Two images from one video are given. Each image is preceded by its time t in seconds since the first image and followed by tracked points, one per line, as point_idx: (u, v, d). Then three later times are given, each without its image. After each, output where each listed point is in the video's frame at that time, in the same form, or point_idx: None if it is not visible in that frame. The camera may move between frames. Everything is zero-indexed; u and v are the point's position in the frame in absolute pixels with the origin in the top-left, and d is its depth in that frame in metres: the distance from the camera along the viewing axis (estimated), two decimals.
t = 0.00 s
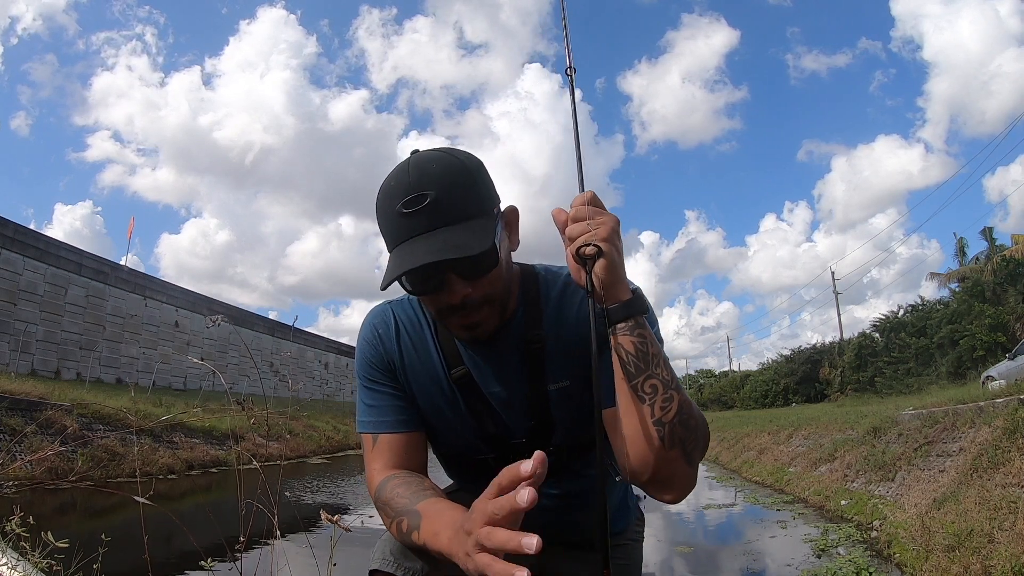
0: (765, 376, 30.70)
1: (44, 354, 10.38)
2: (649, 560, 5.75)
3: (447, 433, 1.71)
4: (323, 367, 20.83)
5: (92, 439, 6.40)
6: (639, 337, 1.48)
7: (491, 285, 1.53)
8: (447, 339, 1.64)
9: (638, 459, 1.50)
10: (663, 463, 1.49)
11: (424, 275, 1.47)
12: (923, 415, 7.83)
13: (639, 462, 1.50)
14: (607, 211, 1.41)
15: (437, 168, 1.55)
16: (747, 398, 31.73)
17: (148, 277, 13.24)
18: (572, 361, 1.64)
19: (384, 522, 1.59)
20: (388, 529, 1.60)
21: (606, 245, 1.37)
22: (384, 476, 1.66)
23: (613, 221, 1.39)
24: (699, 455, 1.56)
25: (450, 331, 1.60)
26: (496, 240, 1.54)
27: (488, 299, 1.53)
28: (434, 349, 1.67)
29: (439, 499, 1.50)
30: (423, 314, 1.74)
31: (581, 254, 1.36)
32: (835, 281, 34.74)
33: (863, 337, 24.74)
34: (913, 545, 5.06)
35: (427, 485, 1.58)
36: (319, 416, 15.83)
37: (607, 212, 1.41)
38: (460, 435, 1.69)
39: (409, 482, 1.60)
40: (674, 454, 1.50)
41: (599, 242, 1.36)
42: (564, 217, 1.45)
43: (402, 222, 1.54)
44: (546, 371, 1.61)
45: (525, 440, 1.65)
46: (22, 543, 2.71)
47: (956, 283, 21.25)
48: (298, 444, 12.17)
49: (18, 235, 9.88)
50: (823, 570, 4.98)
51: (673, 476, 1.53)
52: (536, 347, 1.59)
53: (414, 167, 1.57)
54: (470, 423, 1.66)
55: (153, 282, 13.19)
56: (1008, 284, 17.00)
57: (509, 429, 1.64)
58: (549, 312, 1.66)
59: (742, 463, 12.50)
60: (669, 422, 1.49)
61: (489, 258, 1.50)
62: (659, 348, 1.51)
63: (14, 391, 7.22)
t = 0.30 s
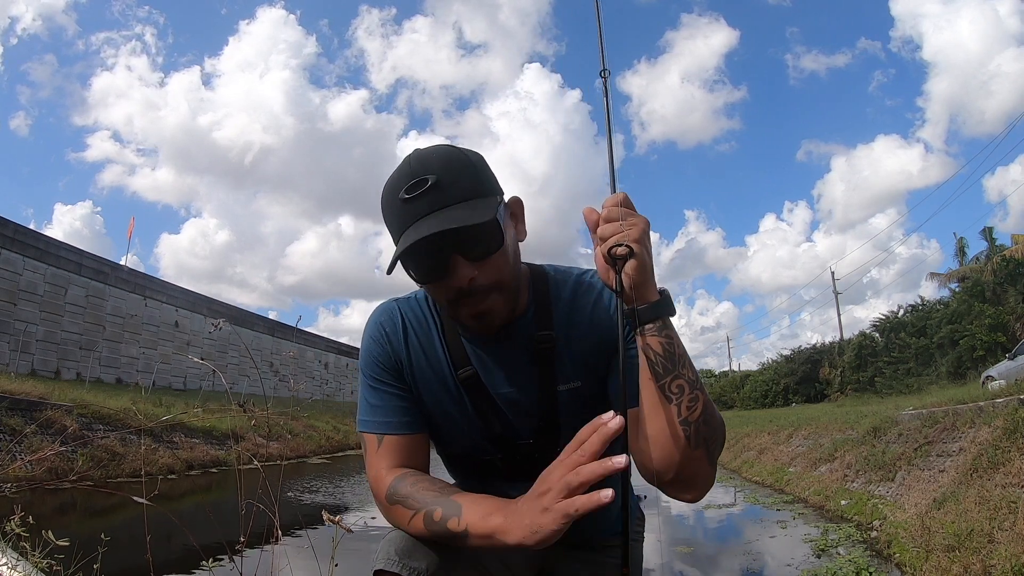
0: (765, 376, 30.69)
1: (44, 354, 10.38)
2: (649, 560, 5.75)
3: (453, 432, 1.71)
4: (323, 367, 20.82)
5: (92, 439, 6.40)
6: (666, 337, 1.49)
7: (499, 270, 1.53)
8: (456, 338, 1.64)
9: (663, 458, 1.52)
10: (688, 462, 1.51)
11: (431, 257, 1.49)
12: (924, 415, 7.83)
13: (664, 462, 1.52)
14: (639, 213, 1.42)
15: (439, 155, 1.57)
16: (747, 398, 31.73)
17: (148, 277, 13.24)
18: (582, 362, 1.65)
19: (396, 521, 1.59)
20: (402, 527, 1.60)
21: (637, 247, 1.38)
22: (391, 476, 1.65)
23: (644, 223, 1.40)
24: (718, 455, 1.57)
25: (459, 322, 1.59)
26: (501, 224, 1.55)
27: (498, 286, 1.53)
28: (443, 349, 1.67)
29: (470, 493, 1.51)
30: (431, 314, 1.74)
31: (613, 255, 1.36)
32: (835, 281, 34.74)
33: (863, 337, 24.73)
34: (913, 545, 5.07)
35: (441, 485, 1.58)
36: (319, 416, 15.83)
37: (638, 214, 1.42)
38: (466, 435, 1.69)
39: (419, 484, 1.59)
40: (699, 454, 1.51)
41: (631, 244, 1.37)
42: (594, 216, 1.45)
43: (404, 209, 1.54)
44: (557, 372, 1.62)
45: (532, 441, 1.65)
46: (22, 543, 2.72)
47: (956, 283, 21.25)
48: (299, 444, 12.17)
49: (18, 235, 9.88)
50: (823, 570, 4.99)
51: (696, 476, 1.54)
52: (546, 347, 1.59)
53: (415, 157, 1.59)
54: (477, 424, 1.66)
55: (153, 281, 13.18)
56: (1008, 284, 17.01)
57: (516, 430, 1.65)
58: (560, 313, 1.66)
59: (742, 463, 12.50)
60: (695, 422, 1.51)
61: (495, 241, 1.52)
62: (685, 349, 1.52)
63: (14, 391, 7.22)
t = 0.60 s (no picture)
0: (765, 376, 30.69)
1: (44, 354, 10.37)
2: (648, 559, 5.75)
3: (462, 429, 1.71)
4: (323, 367, 20.82)
5: (92, 440, 6.40)
6: (681, 339, 1.54)
7: (525, 251, 1.58)
8: (470, 332, 1.65)
9: (675, 458, 1.51)
10: (697, 463, 1.50)
11: (462, 220, 1.58)
12: (923, 415, 7.83)
13: (672, 462, 1.51)
14: (658, 216, 1.48)
15: (497, 133, 1.63)
16: (747, 399, 31.72)
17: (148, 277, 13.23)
18: (596, 362, 1.66)
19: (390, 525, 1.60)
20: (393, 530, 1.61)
21: (656, 249, 1.42)
22: (394, 477, 1.65)
23: (663, 226, 1.46)
24: (727, 460, 1.57)
25: (473, 304, 1.61)
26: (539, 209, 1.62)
27: (518, 268, 1.58)
28: (454, 345, 1.68)
29: (441, 511, 1.49)
30: (443, 309, 1.75)
31: (632, 255, 1.40)
32: (835, 281, 34.79)
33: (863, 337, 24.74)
34: (913, 545, 5.06)
35: (434, 492, 1.58)
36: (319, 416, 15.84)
37: (658, 217, 1.48)
38: (475, 432, 1.69)
39: (417, 487, 1.59)
40: (708, 457, 1.51)
41: (650, 245, 1.41)
42: (613, 217, 1.52)
43: (449, 169, 1.60)
44: (571, 370, 1.63)
45: (541, 440, 1.65)
46: (22, 543, 2.72)
47: (956, 283, 21.25)
48: (299, 444, 12.17)
49: (18, 235, 9.88)
50: (823, 570, 4.99)
51: (706, 477, 1.53)
52: (560, 345, 1.61)
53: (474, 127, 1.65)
54: (487, 420, 1.65)
55: (153, 281, 13.18)
56: (1008, 284, 17.01)
57: (526, 428, 1.65)
58: (575, 313, 1.67)
59: (742, 463, 12.50)
60: (707, 425, 1.52)
61: (527, 221, 1.58)
62: (699, 352, 1.56)
63: (14, 391, 7.21)
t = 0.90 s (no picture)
0: (765, 376, 30.69)
1: (44, 354, 10.37)
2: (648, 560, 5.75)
3: (465, 429, 1.71)
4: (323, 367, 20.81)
5: (92, 440, 6.40)
6: (690, 342, 1.56)
7: (549, 253, 1.59)
8: (478, 331, 1.66)
9: (679, 460, 1.50)
10: (700, 466, 1.50)
11: (494, 212, 1.59)
12: (923, 415, 7.83)
13: (676, 464, 1.50)
14: (668, 220, 1.53)
15: (543, 133, 1.63)
16: (747, 399, 31.72)
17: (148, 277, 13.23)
18: (602, 362, 1.67)
19: (395, 524, 1.59)
20: (400, 530, 1.59)
21: (666, 250, 1.47)
22: (395, 476, 1.64)
23: (672, 229, 1.51)
24: (731, 464, 1.58)
25: (489, 300, 1.61)
26: (570, 215, 1.63)
27: (540, 269, 1.58)
28: (463, 345, 1.68)
29: (461, 507, 1.51)
30: (450, 308, 1.75)
31: (643, 256, 1.45)
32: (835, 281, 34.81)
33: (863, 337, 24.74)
34: (913, 545, 5.07)
35: (446, 491, 1.57)
36: (319, 416, 15.84)
37: (667, 220, 1.53)
38: (478, 432, 1.69)
39: (425, 486, 1.59)
40: (713, 460, 1.51)
41: (661, 246, 1.46)
42: (625, 221, 1.56)
43: (493, 159, 1.58)
44: (577, 371, 1.64)
45: (544, 441, 1.65)
46: (22, 543, 2.72)
47: (955, 283, 21.25)
48: (299, 444, 12.16)
49: (18, 235, 9.88)
50: (823, 570, 4.98)
51: (708, 480, 1.53)
52: (571, 345, 1.62)
53: (521, 122, 1.64)
54: (490, 420, 1.66)
55: (153, 281, 13.17)
56: (1008, 284, 17.01)
57: (530, 429, 1.65)
58: (585, 313, 1.68)
59: (742, 463, 12.50)
60: (712, 428, 1.51)
61: (556, 225, 1.60)
62: (707, 356, 1.58)
63: (14, 391, 7.21)
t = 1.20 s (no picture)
0: (765, 376, 30.70)
1: (44, 354, 10.37)
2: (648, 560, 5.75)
3: (461, 431, 1.71)
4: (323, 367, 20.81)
5: (92, 440, 6.40)
6: (680, 341, 1.56)
7: (545, 252, 1.59)
8: (473, 333, 1.66)
9: (671, 460, 1.50)
10: (692, 467, 1.50)
11: (489, 213, 1.58)
12: (924, 415, 7.84)
13: (667, 464, 1.50)
14: (657, 218, 1.50)
15: (530, 133, 1.63)
16: (747, 398, 31.73)
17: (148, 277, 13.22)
18: (597, 362, 1.67)
19: (400, 525, 1.58)
20: (406, 531, 1.58)
21: (655, 249, 1.45)
22: (396, 477, 1.63)
23: (661, 227, 1.48)
24: (725, 464, 1.57)
25: (487, 302, 1.61)
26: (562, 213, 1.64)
27: (537, 268, 1.58)
28: (458, 347, 1.69)
29: (470, 505, 1.52)
30: (445, 310, 1.76)
31: (631, 257, 1.43)
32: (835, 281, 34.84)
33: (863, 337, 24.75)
34: (913, 545, 5.07)
35: (451, 491, 1.58)
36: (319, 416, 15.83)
37: (657, 218, 1.50)
38: (474, 433, 1.69)
39: (429, 486, 1.59)
40: (705, 460, 1.51)
41: (650, 245, 1.44)
42: (613, 219, 1.53)
43: (483, 161, 1.58)
44: (572, 372, 1.64)
45: (540, 442, 1.65)
46: (22, 543, 2.72)
47: (955, 283, 21.26)
48: (299, 444, 12.17)
49: (18, 235, 9.88)
50: (823, 570, 4.99)
51: (701, 482, 1.53)
52: (565, 346, 1.62)
53: (507, 123, 1.64)
54: (486, 421, 1.66)
55: (153, 281, 13.17)
56: (1008, 284, 17.01)
57: (526, 431, 1.65)
58: (579, 314, 1.68)
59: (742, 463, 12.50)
60: (704, 428, 1.51)
61: (550, 223, 1.61)
62: (698, 354, 1.57)
63: (14, 391, 7.21)
